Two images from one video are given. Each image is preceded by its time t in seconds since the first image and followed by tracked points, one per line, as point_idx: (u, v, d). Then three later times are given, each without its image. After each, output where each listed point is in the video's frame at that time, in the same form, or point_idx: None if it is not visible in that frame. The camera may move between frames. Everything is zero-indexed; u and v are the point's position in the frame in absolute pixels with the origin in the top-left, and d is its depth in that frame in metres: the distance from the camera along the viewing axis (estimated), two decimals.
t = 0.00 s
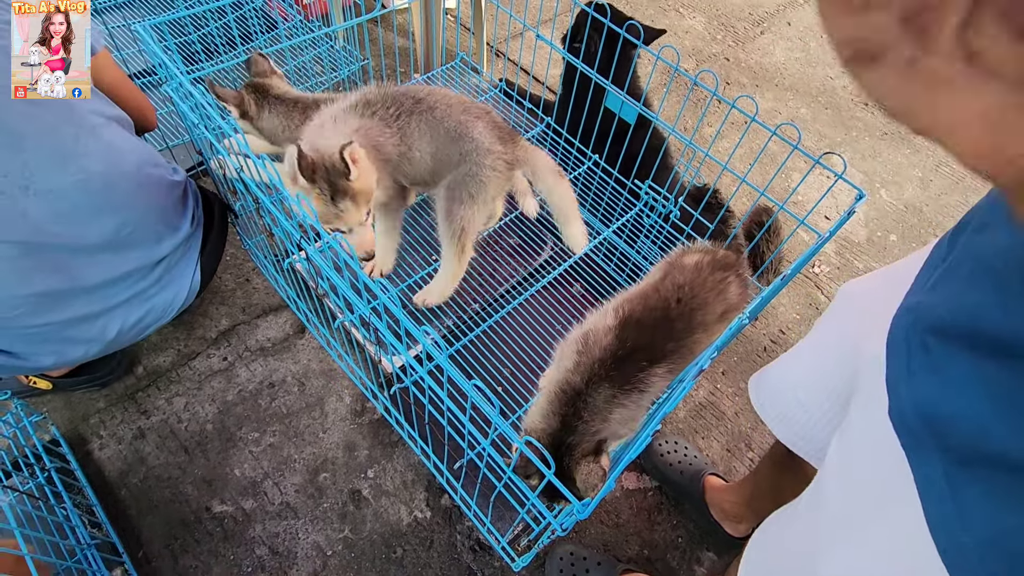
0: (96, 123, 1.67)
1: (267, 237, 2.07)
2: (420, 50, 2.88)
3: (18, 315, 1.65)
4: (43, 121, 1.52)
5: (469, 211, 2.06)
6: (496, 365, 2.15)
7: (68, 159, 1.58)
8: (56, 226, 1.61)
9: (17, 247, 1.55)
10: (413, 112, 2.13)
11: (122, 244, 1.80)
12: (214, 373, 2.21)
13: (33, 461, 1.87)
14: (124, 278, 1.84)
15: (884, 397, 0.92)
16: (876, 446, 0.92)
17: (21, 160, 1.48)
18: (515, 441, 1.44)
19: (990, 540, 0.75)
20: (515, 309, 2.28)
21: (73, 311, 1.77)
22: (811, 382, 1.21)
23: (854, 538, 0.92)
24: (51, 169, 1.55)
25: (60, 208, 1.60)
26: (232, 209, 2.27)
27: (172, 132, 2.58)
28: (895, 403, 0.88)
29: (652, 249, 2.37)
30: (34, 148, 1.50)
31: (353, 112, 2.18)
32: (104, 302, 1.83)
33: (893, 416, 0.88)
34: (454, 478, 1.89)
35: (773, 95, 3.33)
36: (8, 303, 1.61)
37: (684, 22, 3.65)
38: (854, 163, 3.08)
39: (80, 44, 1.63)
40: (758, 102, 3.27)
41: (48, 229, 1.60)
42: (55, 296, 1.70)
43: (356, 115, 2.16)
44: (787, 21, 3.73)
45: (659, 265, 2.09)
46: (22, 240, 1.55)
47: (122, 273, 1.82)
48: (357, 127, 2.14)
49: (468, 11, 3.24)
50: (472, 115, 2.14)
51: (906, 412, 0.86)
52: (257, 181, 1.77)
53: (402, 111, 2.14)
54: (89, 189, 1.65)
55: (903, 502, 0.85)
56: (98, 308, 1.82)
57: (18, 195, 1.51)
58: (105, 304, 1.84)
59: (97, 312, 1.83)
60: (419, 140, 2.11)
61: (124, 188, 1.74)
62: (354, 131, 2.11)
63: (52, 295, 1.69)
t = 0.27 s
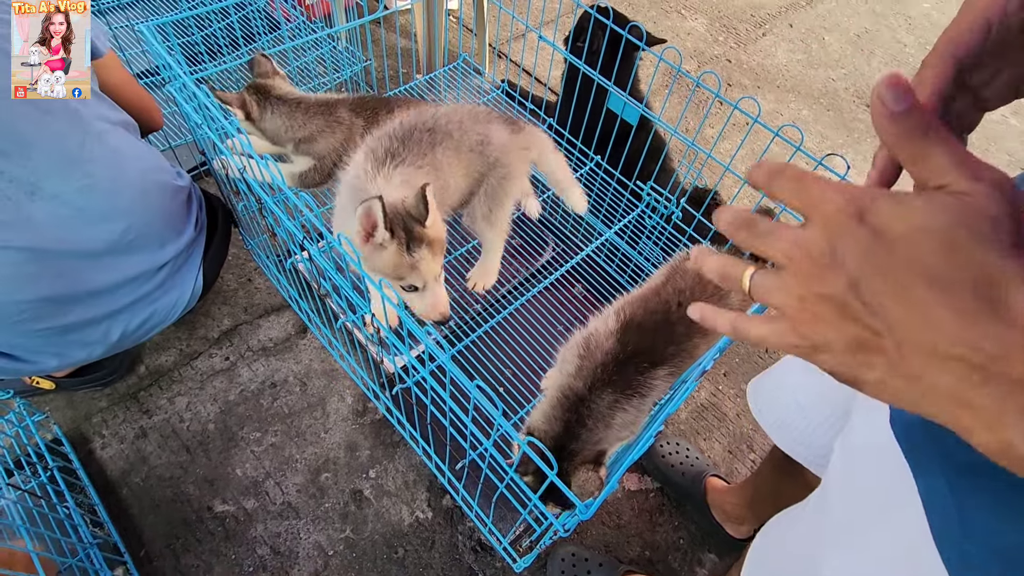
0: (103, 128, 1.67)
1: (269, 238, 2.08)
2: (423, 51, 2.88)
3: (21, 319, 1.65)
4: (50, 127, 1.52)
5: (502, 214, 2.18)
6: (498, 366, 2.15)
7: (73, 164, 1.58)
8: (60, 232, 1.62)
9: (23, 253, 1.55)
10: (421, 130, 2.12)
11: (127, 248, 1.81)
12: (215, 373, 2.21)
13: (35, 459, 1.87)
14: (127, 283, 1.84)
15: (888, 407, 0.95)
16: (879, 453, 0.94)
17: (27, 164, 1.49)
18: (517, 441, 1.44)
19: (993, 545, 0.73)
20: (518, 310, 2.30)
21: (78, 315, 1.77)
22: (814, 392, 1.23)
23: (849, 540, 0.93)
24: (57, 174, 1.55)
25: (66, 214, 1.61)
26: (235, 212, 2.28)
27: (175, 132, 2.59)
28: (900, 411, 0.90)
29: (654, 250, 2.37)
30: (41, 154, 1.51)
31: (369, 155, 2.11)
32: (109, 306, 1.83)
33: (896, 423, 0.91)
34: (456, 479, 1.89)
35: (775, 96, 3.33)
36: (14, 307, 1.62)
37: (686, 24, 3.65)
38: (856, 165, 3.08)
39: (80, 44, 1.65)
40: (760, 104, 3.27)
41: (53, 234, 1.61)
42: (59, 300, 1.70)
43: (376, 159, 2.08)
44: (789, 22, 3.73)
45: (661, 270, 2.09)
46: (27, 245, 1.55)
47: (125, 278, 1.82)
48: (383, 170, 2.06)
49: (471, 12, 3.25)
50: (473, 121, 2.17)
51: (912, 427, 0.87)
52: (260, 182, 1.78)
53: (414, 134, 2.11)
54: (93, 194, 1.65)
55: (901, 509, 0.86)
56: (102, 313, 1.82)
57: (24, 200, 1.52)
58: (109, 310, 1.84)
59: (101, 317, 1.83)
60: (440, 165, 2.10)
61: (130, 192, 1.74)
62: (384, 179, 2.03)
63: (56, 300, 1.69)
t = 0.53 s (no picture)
0: (106, 128, 1.68)
1: (271, 238, 2.08)
2: (424, 52, 2.89)
3: (24, 318, 1.66)
4: (53, 127, 1.52)
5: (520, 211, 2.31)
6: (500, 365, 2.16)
7: (76, 164, 1.58)
8: (62, 230, 1.63)
9: (25, 252, 1.56)
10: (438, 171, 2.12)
11: (130, 248, 1.81)
12: (217, 373, 2.21)
13: (38, 459, 1.87)
14: (130, 282, 1.84)
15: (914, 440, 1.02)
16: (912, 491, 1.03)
17: (32, 164, 1.49)
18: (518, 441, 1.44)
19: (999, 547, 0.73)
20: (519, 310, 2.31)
21: (81, 315, 1.78)
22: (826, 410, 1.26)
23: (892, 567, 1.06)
24: (62, 174, 1.55)
25: (69, 213, 1.62)
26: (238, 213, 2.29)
27: (177, 133, 2.59)
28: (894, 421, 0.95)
29: (655, 250, 2.37)
30: (46, 154, 1.51)
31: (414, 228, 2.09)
32: (112, 305, 1.84)
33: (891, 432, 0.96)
34: (457, 479, 1.89)
35: (775, 97, 3.33)
36: (15, 305, 1.62)
37: (687, 24, 3.65)
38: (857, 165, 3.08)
39: (80, 44, 1.66)
40: (760, 104, 3.28)
41: (55, 233, 1.62)
42: (62, 299, 1.70)
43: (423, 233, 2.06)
44: (790, 23, 3.73)
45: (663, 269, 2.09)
46: (29, 243, 1.56)
47: (127, 277, 1.82)
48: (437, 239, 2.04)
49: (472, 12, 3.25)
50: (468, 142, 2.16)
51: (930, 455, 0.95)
52: (262, 183, 1.78)
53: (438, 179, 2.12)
54: (96, 193, 1.65)
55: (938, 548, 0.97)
56: (105, 312, 1.83)
57: (27, 199, 1.53)
58: (111, 309, 1.84)
59: (103, 316, 1.83)
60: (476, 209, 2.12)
61: (133, 193, 1.74)
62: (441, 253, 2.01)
63: (59, 299, 1.69)
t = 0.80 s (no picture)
0: (106, 128, 1.68)
1: (269, 239, 2.08)
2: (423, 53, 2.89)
3: (23, 317, 1.66)
4: (54, 127, 1.53)
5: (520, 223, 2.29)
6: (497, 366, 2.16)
7: (77, 163, 1.59)
8: (62, 229, 1.63)
9: (26, 251, 1.57)
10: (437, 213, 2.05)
11: (129, 247, 1.82)
12: (216, 374, 2.22)
13: (37, 460, 1.88)
14: (128, 282, 1.85)
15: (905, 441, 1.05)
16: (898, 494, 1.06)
17: (32, 163, 1.50)
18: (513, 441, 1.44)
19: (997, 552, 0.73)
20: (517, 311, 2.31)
21: (80, 314, 1.78)
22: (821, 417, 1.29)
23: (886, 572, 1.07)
24: (62, 173, 1.56)
25: (69, 213, 1.63)
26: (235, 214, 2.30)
27: (176, 134, 2.60)
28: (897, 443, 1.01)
29: (653, 251, 2.37)
30: (46, 154, 1.52)
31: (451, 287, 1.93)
32: (111, 304, 1.84)
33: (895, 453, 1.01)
34: (455, 480, 1.89)
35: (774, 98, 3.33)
36: (14, 305, 1.63)
37: (686, 26, 3.66)
38: (855, 166, 3.08)
39: (80, 43, 1.66)
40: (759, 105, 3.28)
41: (55, 233, 1.62)
42: (62, 298, 1.71)
43: (460, 291, 1.92)
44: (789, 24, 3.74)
45: (662, 269, 2.09)
46: (28, 242, 1.56)
47: (126, 277, 1.83)
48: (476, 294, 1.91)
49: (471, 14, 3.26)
50: (435, 178, 2.13)
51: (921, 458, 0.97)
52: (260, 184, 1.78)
53: (443, 222, 2.04)
54: (96, 193, 1.66)
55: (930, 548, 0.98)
56: (104, 310, 1.83)
57: (28, 199, 1.53)
58: (111, 307, 1.85)
59: (103, 315, 1.84)
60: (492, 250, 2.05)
61: (132, 192, 1.75)
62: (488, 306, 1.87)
63: (58, 298, 1.70)
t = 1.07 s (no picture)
0: (104, 127, 1.69)
1: (269, 240, 2.08)
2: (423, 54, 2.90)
3: (22, 316, 1.67)
4: (52, 125, 1.54)
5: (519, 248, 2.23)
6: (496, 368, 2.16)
7: (75, 162, 1.59)
8: (61, 228, 1.63)
9: (24, 250, 1.57)
10: (428, 237, 2.03)
11: (127, 246, 1.82)
12: (216, 375, 2.22)
13: (37, 461, 1.88)
14: (126, 281, 1.85)
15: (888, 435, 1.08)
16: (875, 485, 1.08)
17: (30, 162, 1.50)
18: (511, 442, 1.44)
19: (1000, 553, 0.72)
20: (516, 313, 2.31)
21: (78, 313, 1.79)
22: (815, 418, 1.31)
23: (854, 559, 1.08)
24: (60, 172, 1.57)
25: (67, 211, 1.63)
26: (235, 215, 2.31)
27: (177, 135, 2.60)
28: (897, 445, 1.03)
29: (653, 252, 2.37)
30: (45, 152, 1.52)
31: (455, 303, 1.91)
32: (110, 303, 1.85)
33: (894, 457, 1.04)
34: (455, 480, 1.89)
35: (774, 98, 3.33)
36: (12, 304, 1.63)
37: (687, 27, 3.66)
38: (856, 167, 3.08)
39: (79, 44, 1.68)
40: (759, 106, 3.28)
41: (54, 232, 1.62)
42: (59, 297, 1.71)
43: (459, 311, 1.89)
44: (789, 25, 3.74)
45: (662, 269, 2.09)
46: (26, 241, 1.56)
47: (124, 276, 1.83)
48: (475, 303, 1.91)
49: (471, 15, 3.26)
50: (423, 207, 2.12)
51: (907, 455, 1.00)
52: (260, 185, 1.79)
53: (435, 243, 2.03)
54: (93, 191, 1.67)
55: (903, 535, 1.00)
56: (103, 309, 1.84)
57: (26, 197, 1.53)
58: (109, 306, 1.85)
59: (101, 314, 1.84)
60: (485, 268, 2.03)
61: (129, 191, 1.75)
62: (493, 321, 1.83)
63: (56, 297, 1.70)
